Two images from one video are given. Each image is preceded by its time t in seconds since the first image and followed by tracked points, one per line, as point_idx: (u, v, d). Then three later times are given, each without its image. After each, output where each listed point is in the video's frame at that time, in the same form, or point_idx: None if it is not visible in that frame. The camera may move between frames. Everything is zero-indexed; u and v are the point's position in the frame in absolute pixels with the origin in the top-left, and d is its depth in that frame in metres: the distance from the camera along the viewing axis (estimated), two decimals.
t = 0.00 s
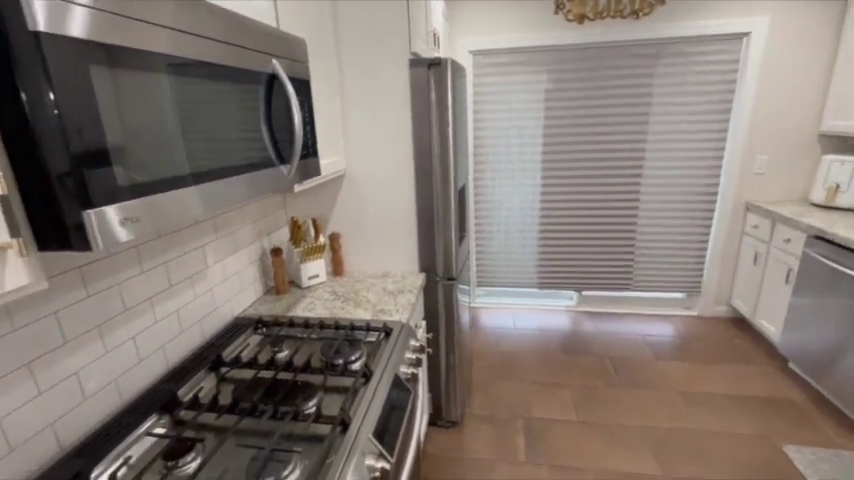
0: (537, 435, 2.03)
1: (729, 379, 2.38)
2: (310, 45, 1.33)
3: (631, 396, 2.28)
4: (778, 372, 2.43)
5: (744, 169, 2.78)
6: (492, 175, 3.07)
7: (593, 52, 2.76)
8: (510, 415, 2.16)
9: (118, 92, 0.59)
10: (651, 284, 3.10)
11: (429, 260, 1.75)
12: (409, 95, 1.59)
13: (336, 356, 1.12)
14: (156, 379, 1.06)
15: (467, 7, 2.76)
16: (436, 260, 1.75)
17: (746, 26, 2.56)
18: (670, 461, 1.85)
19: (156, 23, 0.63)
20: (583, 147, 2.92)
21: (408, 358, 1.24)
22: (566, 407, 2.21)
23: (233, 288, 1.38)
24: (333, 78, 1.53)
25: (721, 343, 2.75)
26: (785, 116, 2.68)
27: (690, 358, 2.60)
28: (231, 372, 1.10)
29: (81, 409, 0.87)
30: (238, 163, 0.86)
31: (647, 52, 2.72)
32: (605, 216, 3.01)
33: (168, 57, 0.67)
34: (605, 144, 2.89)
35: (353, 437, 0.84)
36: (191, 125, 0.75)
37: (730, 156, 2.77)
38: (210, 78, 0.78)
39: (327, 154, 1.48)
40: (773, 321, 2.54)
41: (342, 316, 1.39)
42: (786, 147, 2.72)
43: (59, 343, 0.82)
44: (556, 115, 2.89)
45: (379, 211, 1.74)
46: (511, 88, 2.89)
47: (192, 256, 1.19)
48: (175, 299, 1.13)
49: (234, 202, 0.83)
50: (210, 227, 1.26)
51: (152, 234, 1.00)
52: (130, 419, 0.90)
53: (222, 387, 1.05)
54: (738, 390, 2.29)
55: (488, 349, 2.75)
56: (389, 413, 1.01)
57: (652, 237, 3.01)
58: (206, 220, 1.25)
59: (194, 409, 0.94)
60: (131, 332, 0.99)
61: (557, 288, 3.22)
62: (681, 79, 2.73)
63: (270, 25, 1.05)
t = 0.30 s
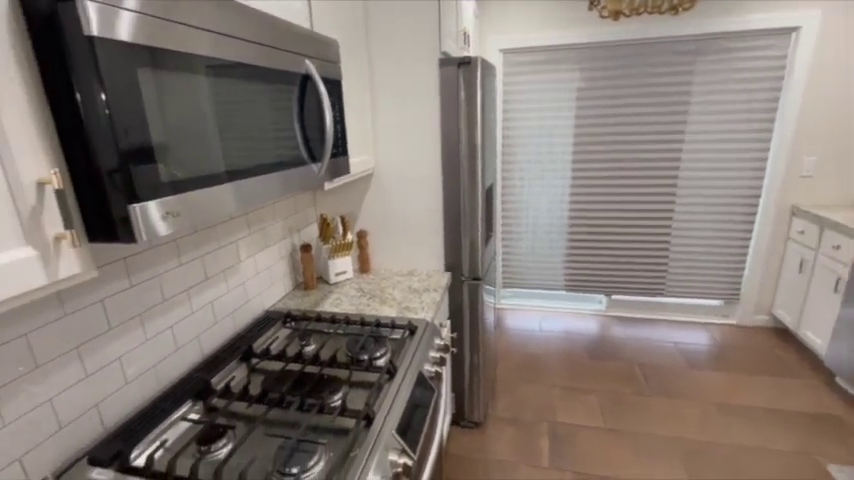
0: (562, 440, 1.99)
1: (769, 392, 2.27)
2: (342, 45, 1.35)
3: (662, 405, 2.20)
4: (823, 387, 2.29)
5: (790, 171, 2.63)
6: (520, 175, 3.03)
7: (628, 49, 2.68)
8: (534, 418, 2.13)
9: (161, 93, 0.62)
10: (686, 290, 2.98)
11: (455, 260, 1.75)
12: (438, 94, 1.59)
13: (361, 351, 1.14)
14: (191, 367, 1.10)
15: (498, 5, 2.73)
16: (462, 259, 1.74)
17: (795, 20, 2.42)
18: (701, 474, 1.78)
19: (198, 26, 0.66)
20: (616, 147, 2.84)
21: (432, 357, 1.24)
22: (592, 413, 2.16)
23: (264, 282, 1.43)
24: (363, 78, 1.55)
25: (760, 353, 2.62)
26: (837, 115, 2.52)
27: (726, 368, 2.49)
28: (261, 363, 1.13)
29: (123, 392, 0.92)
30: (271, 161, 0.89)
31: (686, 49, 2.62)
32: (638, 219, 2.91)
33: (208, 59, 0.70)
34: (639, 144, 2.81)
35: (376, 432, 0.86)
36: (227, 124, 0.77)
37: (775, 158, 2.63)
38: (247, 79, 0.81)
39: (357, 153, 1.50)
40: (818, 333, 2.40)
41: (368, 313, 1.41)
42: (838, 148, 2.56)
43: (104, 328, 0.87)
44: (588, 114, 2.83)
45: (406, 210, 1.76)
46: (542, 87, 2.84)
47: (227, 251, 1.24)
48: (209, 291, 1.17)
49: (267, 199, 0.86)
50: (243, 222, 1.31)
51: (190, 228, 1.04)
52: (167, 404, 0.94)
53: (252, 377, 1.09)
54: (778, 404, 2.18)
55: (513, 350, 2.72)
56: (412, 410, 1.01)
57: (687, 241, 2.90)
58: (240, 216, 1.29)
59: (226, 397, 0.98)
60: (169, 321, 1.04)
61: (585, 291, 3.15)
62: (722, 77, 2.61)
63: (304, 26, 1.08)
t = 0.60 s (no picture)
0: (578, 444, 1.97)
1: (796, 401, 2.19)
2: (362, 45, 1.36)
3: (683, 412, 2.14)
4: None
5: (821, 172, 2.54)
6: (538, 174, 3.00)
7: (651, 47, 2.62)
8: (550, 421, 2.11)
9: (186, 94, 0.64)
10: (708, 294, 2.90)
11: (472, 260, 1.75)
12: (456, 94, 1.59)
13: (377, 349, 1.15)
14: (212, 360, 1.13)
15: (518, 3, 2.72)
16: (478, 259, 1.73)
17: (829, 15, 2.32)
18: None
19: (222, 28, 0.68)
20: (637, 147, 2.78)
21: (447, 356, 1.25)
22: (609, 417, 2.13)
23: (282, 279, 1.45)
24: (382, 78, 1.57)
25: (787, 361, 2.53)
26: None
27: (750, 375, 2.41)
28: (279, 359, 1.15)
29: (147, 383, 0.95)
30: (291, 160, 0.90)
31: (712, 46, 2.55)
32: (659, 221, 2.85)
33: (232, 60, 0.72)
34: (661, 144, 2.75)
35: (391, 429, 0.86)
36: (249, 124, 0.79)
37: (804, 159, 2.54)
38: (269, 80, 0.83)
39: (375, 152, 1.51)
40: (850, 342, 2.30)
41: (384, 311, 1.42)
42: None
43: (130, 321, 0.90)
44: (609, 113, 2.78)
45: (423, 209, 1.76)
46: (562, 86, 2.80)
47: (247, 248, 1.27)
48: (230, 287, 1.20)
49: (287, 198, 0.87)
50: (263, 220, 1.33)
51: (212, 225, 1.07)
52: (188, 396, 0.97)
53: (270, 372, 1.11)
54: (805, 414, 2.10)
55: (529, 351, 2.69)
56: (427, 409, 1.02)
57: (711, 244, 2.82)
58: (260, 214, 1.32)
59: (245, 391, 1.00)
60: (191, 316, 1.07)
61: (604, 294, 3.10)
62: (749, 75, 2.54)
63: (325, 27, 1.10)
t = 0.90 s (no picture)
0: (596, 449, 1.93)
1: (827, 413, 2.10)
2: (382, 46, 1.37)
3: (706, 420, 2.08)
4: None
5: None
6: (558, 175, 2.96)
7: (677, 44, 2.55)
8: (567, 425, 2.08)
9: (212, 94, 0.66)
10: (734, 299, 2.81)
11: (489, 260, 1.74)
12: (476, 94, 1.59)
13: (393, 348, 1.16)
14: (233, 354, 1.16)
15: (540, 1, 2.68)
16: (496, 259, 1.72)
17: None
18: None
19: (247, 29, 0.69)
20: (661, 147, 2.72)
21: (463, 356, 1.24)
22: (629, 423, 2.08)
23: (302, 276, 1.48)
24: (402, 78, 1.57)
25: (818, 370, 2.43)
26: None
27: (778, 384, 2.33)
28: (298, 354, 1.17)
29: (172, 374, 0.98)
30: (311, 159, 0.92)
31: (742, 43, 2.47)
32: (683, 223, 2.78)
33: (256, 61, 0.74)
34: (687, 144, 2.67)
35: (406, 428, 0.87)
36: (271, 123, 0.80)
37: (840, 160, 2.43)
38: (291, 80, 0.84)
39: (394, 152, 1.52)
40: None
41: (401, 310, 1.43)
42: None
43: (156, 314, 0.93)
44: (633, 113, 2.72)
45: (442, 208, 1.76)
46: (584, 85, 2.76)
47: (268, 245, 1.29)
48: (252, 282, 1.23)
49: (307, 196, 0.89)
50: (284, 218, 1.36)
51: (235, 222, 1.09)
52: (210, 388, 1.00)
53: (289, 368, 1.12)
54: (838, 426, 2.01)
55: (546, 354, 2.66)
56: (442, 408, 1.02)
57: (737, 247, 2.73)
58: (281, 212, 1.34)
59: (264, 385, 1.02)
60: (214, 309, 1.09)
61: (624, 297, 3.04)
62: (781, 72, 2.45)
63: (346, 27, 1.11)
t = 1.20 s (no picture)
0: (611, 454, 1.90)
1: None
2: (401, 45, 1.38)
3: (727, 428, 2.03)
4: None
5: None
6: (576, 175, 2.91)
7: (702, 42, 2.49)
8: (582, 428, 2.06)
9: (234, 94, 0.67)
10: (759, 304, 2.73)
11: (505, 261, 1.72)
12: (494, 93, 1.58)
13: (408, 346, 1.16)
14: (251, 349, 1.18)
15: None
16: (512, 259, 1.71)
17: None
18: None
19: (268, 30, 0.71)
20: (683, 148, 2.65)
21: (478, 357, 1.24)
22: (646, 429, 2.04)
23: (318, 273, 1.50)
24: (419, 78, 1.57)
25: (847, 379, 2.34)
26: None
27: (805, 393, 2.25)
28: (314, 351, 1.19)
29: (192, 368, 1.01)
30: (329, 158, 0.93)
31: (769, 40, 2.39)
32: (705, 225, 2.71)
33: (277, 61, 0.75)
34: (710, 145, 2.61)
35: (420, 427, 0.87)
36: (290, 123, 0.82)
37: None
38: (310, 80, 0.85)
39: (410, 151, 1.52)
40: None
41: (416, 309, 1.43)
42: None
43: (178, 308, 0.96)
44: (654, 112, 2.67)
45: (458, 208, 1.76)
46: (604, 84, 2.71)
47: (286, 242, 1.31)
48: (270, 279, 1.25)
49: (325, 194, 0.90)
50: (302, 216, 1.38)
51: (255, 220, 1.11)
52: (229, 382, 1.02)
53: (305, 364, 1.14)
54: None
55: (562, 356, 2.63)
56: (456, 408, 1.02)
57: (762, 251, 2.65)
58: (299, 210, 1.36)
59: (281, 380, 1.04)
60: (234, 305, 1.12)
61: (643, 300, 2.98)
62: (811, 70, 2.36)
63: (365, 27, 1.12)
